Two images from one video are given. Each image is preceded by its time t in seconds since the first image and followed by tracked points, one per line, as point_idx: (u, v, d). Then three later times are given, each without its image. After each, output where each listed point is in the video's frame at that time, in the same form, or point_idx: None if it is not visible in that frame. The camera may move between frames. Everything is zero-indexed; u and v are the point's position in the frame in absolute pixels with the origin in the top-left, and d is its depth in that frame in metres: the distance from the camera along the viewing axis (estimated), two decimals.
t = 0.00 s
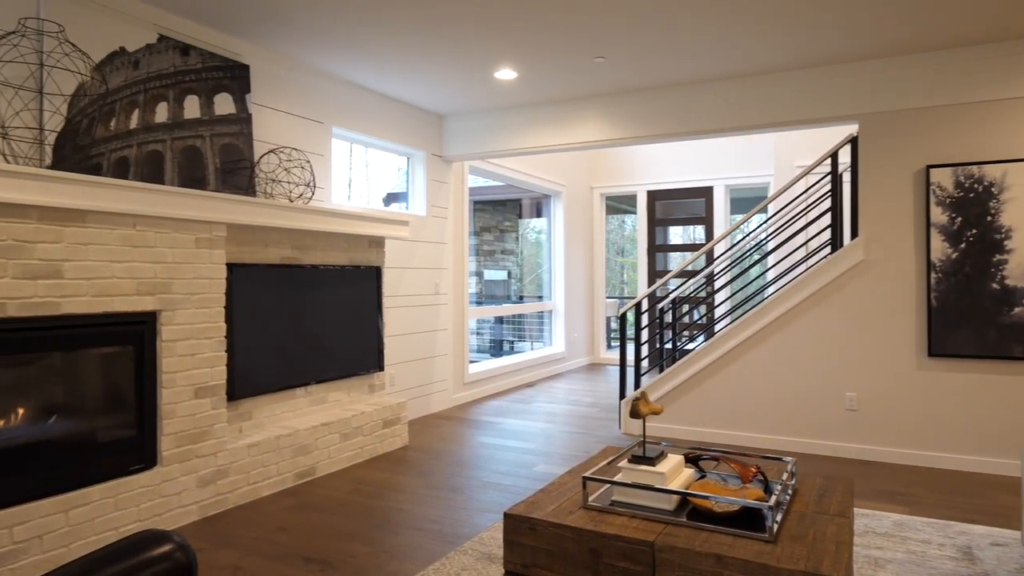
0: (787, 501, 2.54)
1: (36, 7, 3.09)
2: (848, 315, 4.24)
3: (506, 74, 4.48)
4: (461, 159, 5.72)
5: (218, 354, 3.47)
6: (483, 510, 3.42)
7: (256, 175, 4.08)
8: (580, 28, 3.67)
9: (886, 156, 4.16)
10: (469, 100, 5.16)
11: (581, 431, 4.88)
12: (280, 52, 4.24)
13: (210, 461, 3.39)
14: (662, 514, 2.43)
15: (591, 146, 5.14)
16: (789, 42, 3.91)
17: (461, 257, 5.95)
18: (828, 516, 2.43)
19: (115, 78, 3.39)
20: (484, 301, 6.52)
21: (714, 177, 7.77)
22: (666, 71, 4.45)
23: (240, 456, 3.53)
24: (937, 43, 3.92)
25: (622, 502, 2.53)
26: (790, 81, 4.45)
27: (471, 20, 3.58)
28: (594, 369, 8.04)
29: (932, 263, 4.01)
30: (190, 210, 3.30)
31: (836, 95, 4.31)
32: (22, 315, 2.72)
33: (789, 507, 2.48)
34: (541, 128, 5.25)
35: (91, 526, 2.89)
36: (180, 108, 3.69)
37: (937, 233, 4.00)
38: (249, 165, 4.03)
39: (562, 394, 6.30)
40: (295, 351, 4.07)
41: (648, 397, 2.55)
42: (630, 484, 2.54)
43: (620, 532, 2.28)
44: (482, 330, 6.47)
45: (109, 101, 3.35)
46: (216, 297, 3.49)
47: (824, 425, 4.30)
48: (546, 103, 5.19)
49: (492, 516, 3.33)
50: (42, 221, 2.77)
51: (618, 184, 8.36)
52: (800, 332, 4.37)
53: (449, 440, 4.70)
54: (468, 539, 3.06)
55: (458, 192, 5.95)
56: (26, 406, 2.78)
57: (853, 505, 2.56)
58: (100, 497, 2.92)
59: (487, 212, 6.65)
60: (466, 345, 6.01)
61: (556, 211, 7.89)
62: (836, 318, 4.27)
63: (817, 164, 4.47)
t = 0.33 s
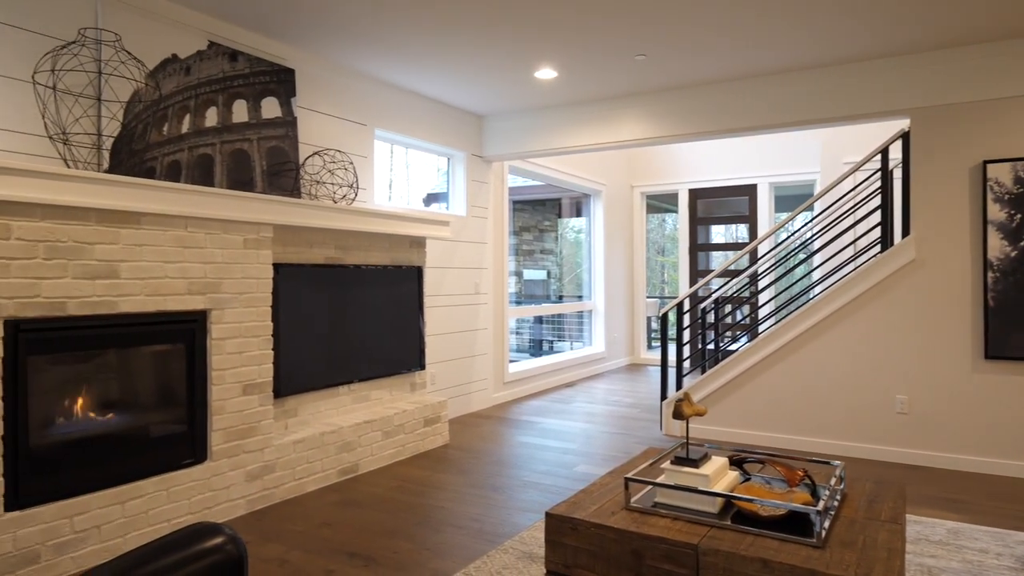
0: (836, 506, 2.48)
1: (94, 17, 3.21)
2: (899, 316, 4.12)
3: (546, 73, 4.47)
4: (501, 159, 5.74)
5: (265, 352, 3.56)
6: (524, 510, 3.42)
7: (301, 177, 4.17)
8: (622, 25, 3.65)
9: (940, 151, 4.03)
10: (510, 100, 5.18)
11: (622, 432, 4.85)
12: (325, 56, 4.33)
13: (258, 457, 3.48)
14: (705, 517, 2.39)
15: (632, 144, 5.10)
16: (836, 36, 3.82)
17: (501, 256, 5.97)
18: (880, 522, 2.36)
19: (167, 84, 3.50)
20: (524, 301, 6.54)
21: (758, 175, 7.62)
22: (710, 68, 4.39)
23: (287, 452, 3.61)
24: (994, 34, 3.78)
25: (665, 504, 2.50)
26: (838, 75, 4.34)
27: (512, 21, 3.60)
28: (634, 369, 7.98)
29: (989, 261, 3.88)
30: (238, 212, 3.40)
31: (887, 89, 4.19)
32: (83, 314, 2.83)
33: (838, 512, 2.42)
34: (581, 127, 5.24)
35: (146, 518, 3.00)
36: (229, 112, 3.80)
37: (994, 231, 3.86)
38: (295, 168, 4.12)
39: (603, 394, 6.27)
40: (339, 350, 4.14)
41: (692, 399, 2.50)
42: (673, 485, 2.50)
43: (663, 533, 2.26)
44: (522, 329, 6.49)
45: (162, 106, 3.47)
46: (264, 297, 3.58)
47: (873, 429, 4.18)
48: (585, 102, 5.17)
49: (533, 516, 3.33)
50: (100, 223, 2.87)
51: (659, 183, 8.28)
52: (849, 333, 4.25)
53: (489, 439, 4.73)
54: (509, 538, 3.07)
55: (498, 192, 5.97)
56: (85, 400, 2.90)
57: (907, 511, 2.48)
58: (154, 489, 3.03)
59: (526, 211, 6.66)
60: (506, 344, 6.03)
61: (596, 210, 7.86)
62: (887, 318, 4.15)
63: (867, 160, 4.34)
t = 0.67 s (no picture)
0: (882, 513, 2.41)
1: (145, 28, 3.33)
2: (947, 318, 4.00)
3: (582, 74, 4.46)
4: (537, 160, 5.74)
5: (305, 352, 3.63)
6: (559, 512, 3.42)
7: (340, 180, 4.25)
8: (657, 24, 3.62)
9: (991, 148, 3.90)
10: (545, 101, 5.18)
11: (659, 434, 4.81)
12: (364, 61, 4.40)
13: (300, 455, 3.56)
14: (746, 522, 2.36)
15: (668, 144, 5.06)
16: (880, 31, 3.73)
17: (536, 257, 5.98)
18: (928, 530, 2.29)
19: (212, 91, 3.59)
20: (559, 302, 6.53)
21: (799, 174, 7.48)
22: (749, 66, 4.32)
23: (327, 451, 3.68)
24: None
25: (704, 508, 2.47)
26: (882, 71, 4.24)
27: (547, 23, 3.61)
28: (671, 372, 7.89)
29: None
30: (280, 215, 3.48)
31: (935, 84, 4.07)
32: (133, 315, 2.93)
33: (883, 519, 2.36)
34: (616, 128, 5.21)
35: (193, 513, 3.09)
36: (271, 118, 3.88)
37: None
38: (334, 171, 4.19)
39: (639, 396, 6.24)
40: (376, 351, 4.20)
41: (732, 403, 2.45)
42: (712, 489, 2.47)
43: (702, 538, 2.23)
44: (557, 331, 6.48)
45: (208, 113, 3.56)
46: (304, 298, 3.65)
47: (920, 435, 4.07)
48: (622, 102, 5.15)
49: (567, 519, 3.33)
50: (149, 226, 2.96)
51: (696, 183, 8.18)
52: (895, 335, 4.14)
53: (525, 440, 4.73)
54: (545, 540, 3.07)
55: (533, 193, 5.98)
56: (135, 399, 2.99)
57: (956, 519, 2.41)
58: (200, 485, 3.12)
59: (562, 212, 6.65)
60: (542, 345, 6.04)
61: (632, 211, 7.81)
62: (935, 321, 4.03)
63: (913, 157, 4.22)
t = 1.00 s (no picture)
0: (929, 519, 2.34)
1: (190, 33, 3.43)
2: (999, 319, 3.86)
3: (617, 72, 4.43)
4: (572, 159, 5.73)
5: (343, 350, 3.68)
6: (595, 512, 3.40)
7: (377, 180, 4.30)
8: (695, 20, 3.57)
9: None
10: (580, 100, 5.17)
11: (696, 436, 4.75)
12: (401, 62, 4.44)
13: (338, 451, 3.61)
14: (787, 525, 2.31)
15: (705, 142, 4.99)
16: (928, 23, 3.62)
17: (572, 257, 5.96)
18: (979, 537, 2.21)
19: (254, 93, 3.67)
20: (594, 301, 6.50)
21: (841, 171, 7.31)
22: (790, 61, 4.24)
23: (364, 448, 3.73)
24: None
25: (743, 511, 2.42)
26: (929, 64, 4.11)
27: (583, 22, 3.60)
28: (708, 372, 7.79)
29: None
30: (320, 215, 3.54)
31: (986, 77, 3.94)
32: (179, 312, 3.01)
33: (930, 525, 2.29)
34: (652, 125, 5.17)
35: (235, 506, 3.17)
36: (310, 120, 3.95)
37: None
38: (371, 171, 4.24)
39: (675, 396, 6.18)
40: (413, 350, 4.23)
41: (772, 404, 2.40)
42: (752, 491, 2.43)
43: (742, 541, 2.19)
44: (592, 330, 6.45)
45: (249, 115, 3.64)
46: (343, 297, 3.70)
47: (969, 439, 3.94)
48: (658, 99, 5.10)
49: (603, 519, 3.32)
50: (194, 226, 3.04)
51: (734, 180, 8.06)
52: (943, 336, 4.01)
53: (560, 440, 4.73)
54: (581, 540, 3.06)
55: (568, 192, 5.96)
56: (179, 394, 3.07)
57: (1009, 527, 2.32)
58: (242, 480, 3.19)
59: (597, 211, 6.61)
60: (577, 345, 6.02)
61: (668, 209, 7.73)
62: (986, 322, 3.89)
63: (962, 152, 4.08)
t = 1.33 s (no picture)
0: (975, 526, 2.27)
1: (228, 36, 3.49)
2: None
3: (650, 70, 4.40)
4: (604, 158, 5.70)
5: (377, 349, 3.72)
6: (627, 514, 3.37)
7: (409, 180, 4.33)
8: (730, 16, 3.52)
9: None
10: (612, 98, 5.14)
11: (729, 437, 4.69)
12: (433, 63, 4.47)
13: (371, 449, 3.65)
14: (826, 530, 2.26)
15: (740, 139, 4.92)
16: (973, 14, 3.51)
17: (603, 256, 5.93)
18: None
19: (289, 95, 3.73)
20: (625, 301, 6.45)
21: (881, 169, 7.14)
22: (827, 56, 4.15)
23: (396, 446, 3.76)
24: None
25: (781, 514, 2.38)
26: (974, 58, 4.00)
27: (617, 19, 3.57)
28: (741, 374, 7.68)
29: None
30: (354, 215, 3.58)
31: None
32: (217, 311, 3.07)
33: (977, 532, 2.22)
34: (685, 123, 5.12)
35: (271, 501, 3.22)
36: (344, 120, 4.00)
37: None
38: (404, 172, 4.27)
39: (708, 398, 6.10)
40: (445, 348, 4.26)
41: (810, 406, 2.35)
42: (789, 494, 2.38)
43: (779, 546, 2.15)
44: (623, 330, 6.41)
45: (285, 116, 3.70)
46: (376, 296, 3.74)
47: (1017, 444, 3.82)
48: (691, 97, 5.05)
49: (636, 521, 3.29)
50: (232, 226, 3.10)
51: (769, 178, 7.94)
52: (989, 338, 3.89)
53: (592, 440, 4.71)
54: (614, 541, 3.04)
55: (600, 191, 5.94)
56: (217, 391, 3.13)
57: None
58: (277, 475, 3.25)
59: (628, 211, 6.56)
60: (608, 345, 5.99)
61: (701, 208, 7.64)
62: None
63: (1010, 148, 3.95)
